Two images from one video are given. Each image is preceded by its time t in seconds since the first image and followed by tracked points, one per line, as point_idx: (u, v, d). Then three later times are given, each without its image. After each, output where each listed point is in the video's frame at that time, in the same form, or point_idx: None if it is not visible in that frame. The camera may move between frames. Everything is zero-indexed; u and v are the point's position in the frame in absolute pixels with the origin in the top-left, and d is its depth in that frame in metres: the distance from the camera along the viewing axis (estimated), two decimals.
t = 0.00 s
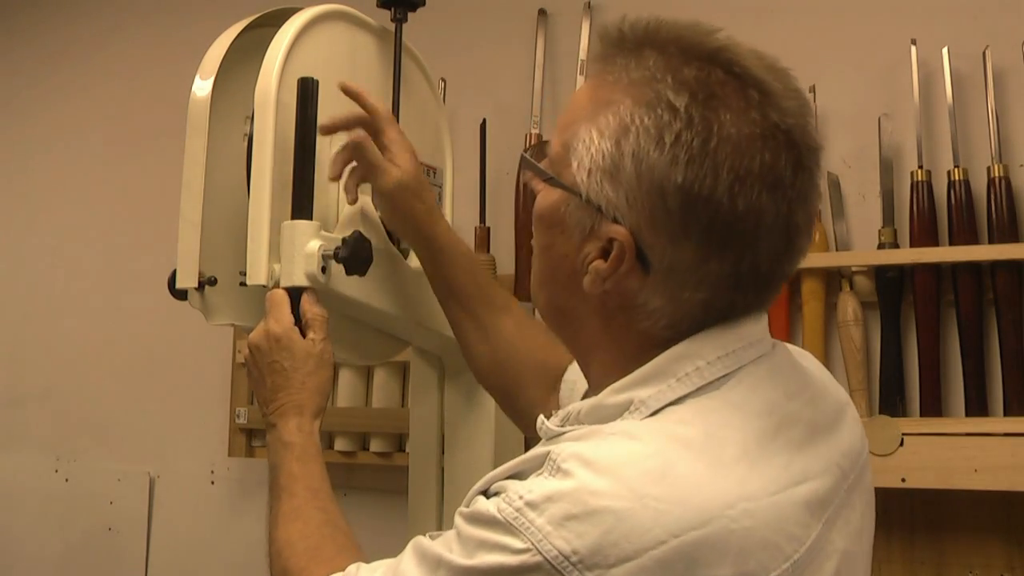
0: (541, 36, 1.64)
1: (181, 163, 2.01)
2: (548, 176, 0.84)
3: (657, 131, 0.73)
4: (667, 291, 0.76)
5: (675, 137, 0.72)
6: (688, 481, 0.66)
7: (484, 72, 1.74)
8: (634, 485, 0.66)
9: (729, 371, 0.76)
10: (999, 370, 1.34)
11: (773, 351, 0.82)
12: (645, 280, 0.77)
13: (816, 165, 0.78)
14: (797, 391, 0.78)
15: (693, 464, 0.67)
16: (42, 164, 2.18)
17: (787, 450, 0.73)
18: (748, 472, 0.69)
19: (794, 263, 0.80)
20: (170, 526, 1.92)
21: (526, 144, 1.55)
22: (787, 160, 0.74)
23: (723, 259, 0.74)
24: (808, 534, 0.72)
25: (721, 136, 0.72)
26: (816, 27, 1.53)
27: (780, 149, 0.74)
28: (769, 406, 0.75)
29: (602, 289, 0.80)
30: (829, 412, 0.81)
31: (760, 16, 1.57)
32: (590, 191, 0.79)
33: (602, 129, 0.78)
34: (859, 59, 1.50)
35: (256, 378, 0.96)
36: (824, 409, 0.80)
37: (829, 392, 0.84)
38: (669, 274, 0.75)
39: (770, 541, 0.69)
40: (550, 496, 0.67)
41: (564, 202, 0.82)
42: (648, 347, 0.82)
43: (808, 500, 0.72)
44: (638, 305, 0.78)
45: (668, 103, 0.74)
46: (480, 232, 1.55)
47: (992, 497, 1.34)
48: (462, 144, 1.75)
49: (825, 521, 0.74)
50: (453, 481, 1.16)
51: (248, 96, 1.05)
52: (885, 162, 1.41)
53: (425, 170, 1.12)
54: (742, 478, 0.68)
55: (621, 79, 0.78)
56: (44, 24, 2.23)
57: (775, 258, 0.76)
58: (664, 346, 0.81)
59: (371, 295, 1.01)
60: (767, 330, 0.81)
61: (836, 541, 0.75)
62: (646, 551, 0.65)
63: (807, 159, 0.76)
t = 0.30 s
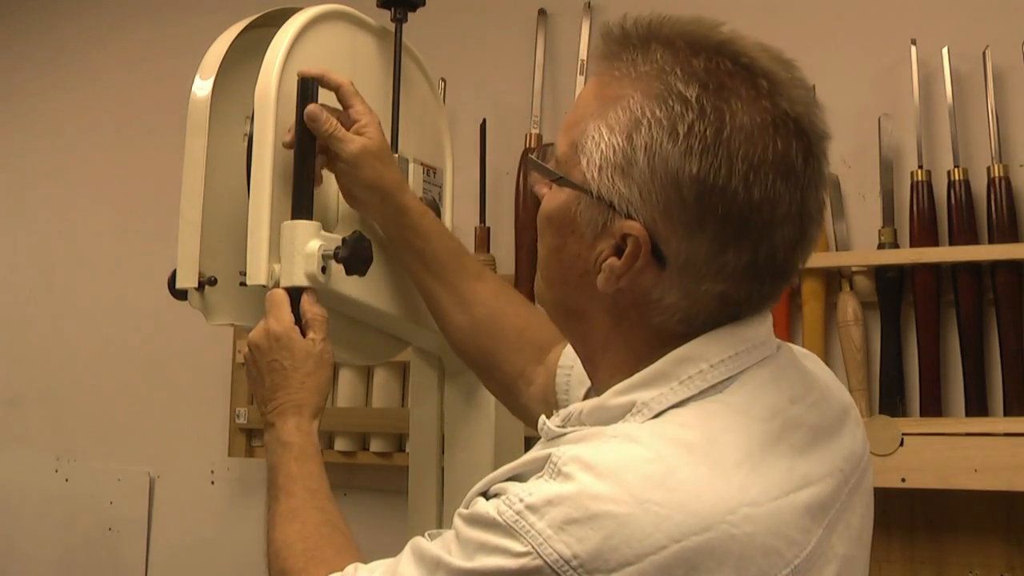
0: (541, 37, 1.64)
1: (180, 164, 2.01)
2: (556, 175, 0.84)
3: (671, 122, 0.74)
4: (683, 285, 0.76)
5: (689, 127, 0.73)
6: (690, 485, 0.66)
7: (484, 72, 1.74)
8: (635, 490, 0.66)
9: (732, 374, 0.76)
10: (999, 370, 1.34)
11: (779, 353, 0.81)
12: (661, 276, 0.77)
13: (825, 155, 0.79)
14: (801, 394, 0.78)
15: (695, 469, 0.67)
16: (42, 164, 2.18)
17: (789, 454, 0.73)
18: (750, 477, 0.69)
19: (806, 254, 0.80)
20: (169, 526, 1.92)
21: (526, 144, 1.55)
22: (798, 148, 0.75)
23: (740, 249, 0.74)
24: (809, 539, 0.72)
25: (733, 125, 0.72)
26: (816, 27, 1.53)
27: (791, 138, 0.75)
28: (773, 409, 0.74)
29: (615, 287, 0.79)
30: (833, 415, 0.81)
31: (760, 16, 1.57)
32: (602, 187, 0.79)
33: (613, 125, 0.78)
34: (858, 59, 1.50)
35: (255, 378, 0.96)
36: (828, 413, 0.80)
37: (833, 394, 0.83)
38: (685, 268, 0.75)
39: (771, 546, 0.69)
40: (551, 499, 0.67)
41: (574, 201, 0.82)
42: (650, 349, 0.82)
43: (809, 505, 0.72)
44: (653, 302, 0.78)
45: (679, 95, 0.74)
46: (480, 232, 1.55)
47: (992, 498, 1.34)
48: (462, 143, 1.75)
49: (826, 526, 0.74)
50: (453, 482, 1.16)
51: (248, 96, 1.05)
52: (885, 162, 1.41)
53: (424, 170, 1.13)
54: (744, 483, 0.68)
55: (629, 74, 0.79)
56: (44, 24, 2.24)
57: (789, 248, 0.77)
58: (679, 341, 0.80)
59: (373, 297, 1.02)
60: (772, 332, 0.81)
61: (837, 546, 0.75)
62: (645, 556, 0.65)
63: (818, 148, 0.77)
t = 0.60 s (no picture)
0: (541, 37, 1.64)
1: (180, 163, 2.01)
2: (560, 176, 0.84)
3: (674, 119, 0.74)
4: (690, 282, 0.76)
5: (692, 123, 0.73)
6: (692, 486, 0.66)
7: (484, 72, 1.74)
8: (637, 491, 0.66)
9: (735, 374, 0.76)
10: (999, 370, 1.34)
11: (781, 354, 0.81)
12: (667, 273, 0.77)
13: (828, 150, 0.79)
14: (803, 395, 0.78)
15: (698, 470, 0.67)
16: (42, 163, 2.18)
17: (791, 456, 0.73)
18: (752, 478, 0.69)
19: (810, 249, 0.80)
20: (170, 526, 1.92)
21: (526, 144, 1.55)
22: (801, 143, 0.75)
23: (745, 244, 0.74)
24: (810, 541, 0.72)
25: (737, 120, 0.73)
26: (816, 27, 1.53)
27: (795, 133, 0.75)
28: (775, 411, 0.74)
29: (621, 286, 0.79)
30: (835, 417, 0.81)
31: (760, 16, 1.57)
32: (606, 185, 0.79)
33: (616, 123, 0.78)
34: (858, 59, 1.50)
35: (258, 377, 0.96)
36: (831, 414, 0.80)
37: (835, 396, 0.83)
38: (691, 264, 0.75)
39: (773, 548, 0.69)
40: (552, 500, 0.67)
41: (579, 200, 0.82)
42: (652, 349, 0.82)
43: (811, 507, 0.72)
44: (659, 300, 0.78)
45: (682, 91, 0.74)
46: (479, 232, 1.55)
47: (992, 497, 1.34)
48: (462, 143, 1.75)
49: (828, 528, 0.74)
50: (453, 481, 1.16)
51: (248, 96, 1.05)
52: (885, 162, 1.42)
53: (424, 170, 1.13)
54: (746, 484, 0.68)
55: (631, 72, 0.79)
56: (44, 24, 2.23)
57: (794, 243, 0.77)
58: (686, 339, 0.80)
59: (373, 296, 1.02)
60: (774, 333, 0.81)
61: (838, 548, 0.75)
62: (647, 558, 0.65)
63: (821, 142, 0.77)
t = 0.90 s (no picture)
0: (541, 36, 1.65)
1: (180, 164, 2.01)
2: (567, 175, 0.84)
3: (682, 104, 0.75)
4: (708, 266, 0.76)
5: (701, 106, 0.74)
6: (699, 486, 0.66)
7: (484, 72, 1.74)
8: (646, 491, 0.66)
9: (743, 374, 0.76)
10: (999, 370, 1.34)
11: (790, 355, 0.81)
12: (685, 261, 0.77)
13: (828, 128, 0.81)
14: (812, 396, 0.78)
15: (706, 470, 0.67)
16: (41, 163, 2.18)
17: (800, 457, 0.73)
18: (760, 478, 0.69)
19: (819, 230, 0.82)
20: (170, 526, 1.92)
21: (526, 143, 1.55)
22: (805, 122, 0.77)
23: (761, 222, 0.75)
24: (818, 543, 0.72)
25: (742, 100, 0.74)
26: (815, 28, 1.53)
27: (798, 111, 0.77)
28: (784, 411, 0.74)
29: (638, 278, 0.79)
30: (843, 419, 0.81)
31: (759, 17, 1.57)
32: (617, 178, 0.79)
33: (623, 115, 0.79)
34: (858, 59, 1.50)
35: (259, 377, 0.96)
36: (840, 415, 0.80)
37: (843, 398, 0.83)
38: (709, 248, 0.76)
39: (781, 548, 0.68)
40: (561, 500, 0.67)
41: (589, 197, 0.82)
42: (660, 349, 0.82)
43: (820, 508, 0.72)
44: (676, 287, 0.78)
45: (686, 77, 0.76)
46: (479, 232, 1.55)
47: (992, 497, 1.34)
48: (462, 143, 1.75)
49: (837, 529, 0.74)
50: (453, 481, 1.15)
51: (248, 96, 1.05)
52: (885, 162, 1.42)
53: (424, 170, 1.13)
54: (755, 484, 0.68)
55: (631, 66, 0.80)
56: (43, 24, 2.23)
57: (805, 221, 0.78)
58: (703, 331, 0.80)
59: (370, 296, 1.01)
60: (783, 332, 0.81)
61: (847, 549, 0.75)
62: (655, 558, 0.65)
63: (823, 122, 0.79)
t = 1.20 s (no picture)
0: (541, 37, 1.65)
1: (180, 164, 2.01)
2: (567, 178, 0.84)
3: (676, 91, 0.76)
4: (712, 250, 0.76)
5: (693, 90, 0.75)
6: (706, 483, 0.66)
7: (484, 72, 1.74)
8: (652, 488, 0.66)
9: (751, 372, 0.76)
10: (998, 370, 1.34)
11: (799, 354, 0.81)
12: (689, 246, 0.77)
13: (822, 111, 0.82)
14: (822, 395, 0.78)
15: (713, 467, 0.67)
16: (41, 162, 2.18)
17: (809, 455, 0.72)
18: (768, 476, 0.68)
19: (820, 212, 0.82)
20: (170, 526, 1.92)
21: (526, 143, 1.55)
22: (799, 103, 0.78)
23: (761, 203, 0.76)
24: (827, 542, 0.71)
25: (733, 83, 0.75)
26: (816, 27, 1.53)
27: (791, 93, 0.78)
28: (792, 409, 0.74)
29: (643, 269, 0.79)
30: (854, 419, 0.80)
31: (759, 17, 1.57)
32: (617, 170, 0.79)
33: (618, 109, 0.79)
34: (858, 59, 1.50)
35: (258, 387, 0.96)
36: (850, 415, 0.80)
37: (854, 398, 0.83)
38: (712, 231, 0.76)
39: (789, 546, 0.68)
40: (566, 497, 0.67)
41: (590, 193, 0.82)
42: (665, 348, 0.82)
43: (829, 507, 0.71)
44: (682, 273, 0.78)
45: (677, 65, 0.77)
46: (479, 232, 1.56)
47: (992, 497, 1.34)
48: (461, 143, 1.75)
49: (846, 529, 0.73)
50: (453, 482, 1.15)
51: (248, 97, 1.05)
52: (885, 162, 1.42)
53: (424, 170, 1.13)
54: (762, 482, 0.68)
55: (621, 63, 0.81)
56: (44, 24, 2.24)
57: (806, 201, 0.79)
58: (713, 317, 0.80)
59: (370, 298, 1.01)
60: (791, 331, 0.81)
61: (856, 550, 0.74)
62: (661, 555, 0.65)
63: (815, 104, 0.80)
